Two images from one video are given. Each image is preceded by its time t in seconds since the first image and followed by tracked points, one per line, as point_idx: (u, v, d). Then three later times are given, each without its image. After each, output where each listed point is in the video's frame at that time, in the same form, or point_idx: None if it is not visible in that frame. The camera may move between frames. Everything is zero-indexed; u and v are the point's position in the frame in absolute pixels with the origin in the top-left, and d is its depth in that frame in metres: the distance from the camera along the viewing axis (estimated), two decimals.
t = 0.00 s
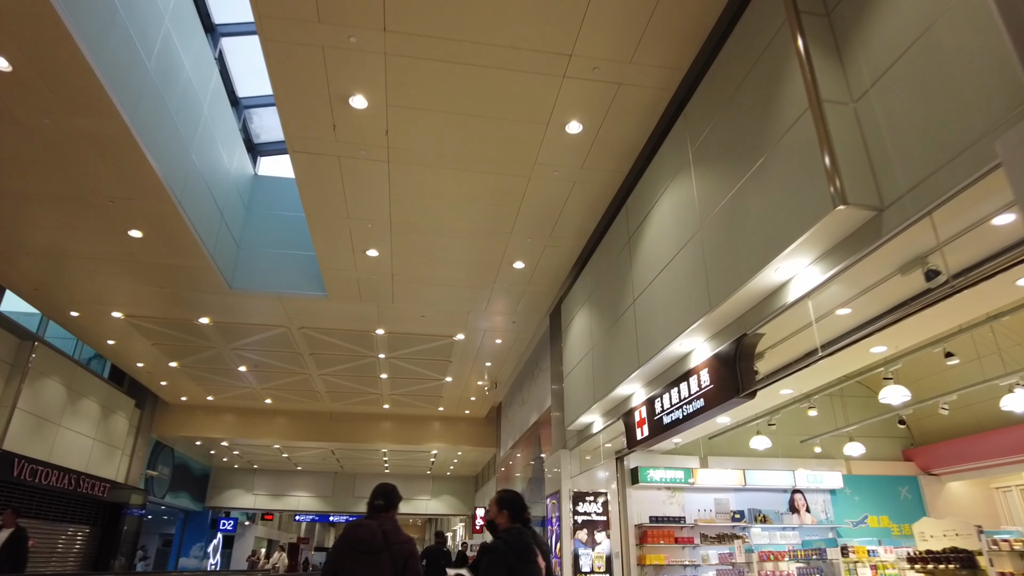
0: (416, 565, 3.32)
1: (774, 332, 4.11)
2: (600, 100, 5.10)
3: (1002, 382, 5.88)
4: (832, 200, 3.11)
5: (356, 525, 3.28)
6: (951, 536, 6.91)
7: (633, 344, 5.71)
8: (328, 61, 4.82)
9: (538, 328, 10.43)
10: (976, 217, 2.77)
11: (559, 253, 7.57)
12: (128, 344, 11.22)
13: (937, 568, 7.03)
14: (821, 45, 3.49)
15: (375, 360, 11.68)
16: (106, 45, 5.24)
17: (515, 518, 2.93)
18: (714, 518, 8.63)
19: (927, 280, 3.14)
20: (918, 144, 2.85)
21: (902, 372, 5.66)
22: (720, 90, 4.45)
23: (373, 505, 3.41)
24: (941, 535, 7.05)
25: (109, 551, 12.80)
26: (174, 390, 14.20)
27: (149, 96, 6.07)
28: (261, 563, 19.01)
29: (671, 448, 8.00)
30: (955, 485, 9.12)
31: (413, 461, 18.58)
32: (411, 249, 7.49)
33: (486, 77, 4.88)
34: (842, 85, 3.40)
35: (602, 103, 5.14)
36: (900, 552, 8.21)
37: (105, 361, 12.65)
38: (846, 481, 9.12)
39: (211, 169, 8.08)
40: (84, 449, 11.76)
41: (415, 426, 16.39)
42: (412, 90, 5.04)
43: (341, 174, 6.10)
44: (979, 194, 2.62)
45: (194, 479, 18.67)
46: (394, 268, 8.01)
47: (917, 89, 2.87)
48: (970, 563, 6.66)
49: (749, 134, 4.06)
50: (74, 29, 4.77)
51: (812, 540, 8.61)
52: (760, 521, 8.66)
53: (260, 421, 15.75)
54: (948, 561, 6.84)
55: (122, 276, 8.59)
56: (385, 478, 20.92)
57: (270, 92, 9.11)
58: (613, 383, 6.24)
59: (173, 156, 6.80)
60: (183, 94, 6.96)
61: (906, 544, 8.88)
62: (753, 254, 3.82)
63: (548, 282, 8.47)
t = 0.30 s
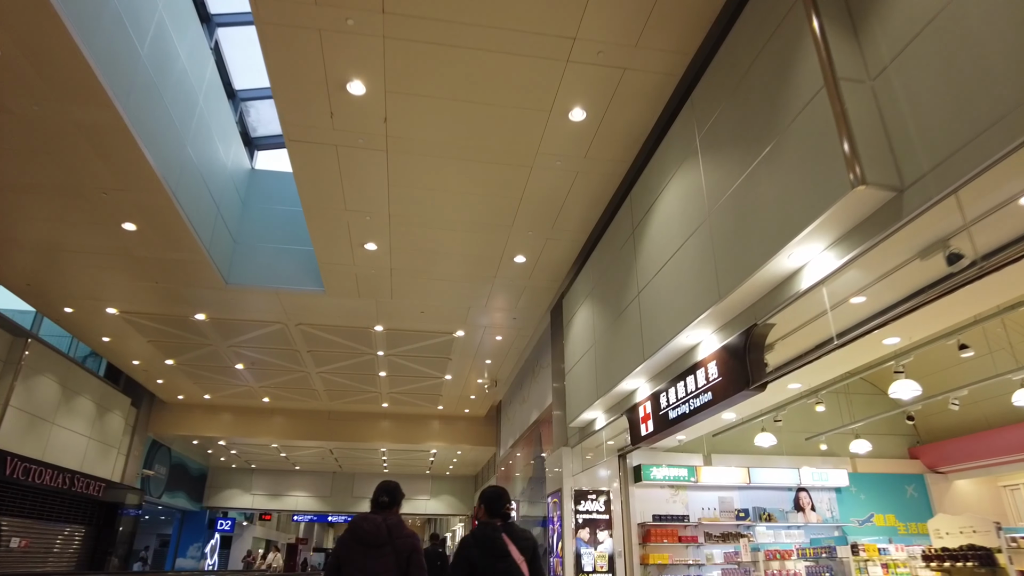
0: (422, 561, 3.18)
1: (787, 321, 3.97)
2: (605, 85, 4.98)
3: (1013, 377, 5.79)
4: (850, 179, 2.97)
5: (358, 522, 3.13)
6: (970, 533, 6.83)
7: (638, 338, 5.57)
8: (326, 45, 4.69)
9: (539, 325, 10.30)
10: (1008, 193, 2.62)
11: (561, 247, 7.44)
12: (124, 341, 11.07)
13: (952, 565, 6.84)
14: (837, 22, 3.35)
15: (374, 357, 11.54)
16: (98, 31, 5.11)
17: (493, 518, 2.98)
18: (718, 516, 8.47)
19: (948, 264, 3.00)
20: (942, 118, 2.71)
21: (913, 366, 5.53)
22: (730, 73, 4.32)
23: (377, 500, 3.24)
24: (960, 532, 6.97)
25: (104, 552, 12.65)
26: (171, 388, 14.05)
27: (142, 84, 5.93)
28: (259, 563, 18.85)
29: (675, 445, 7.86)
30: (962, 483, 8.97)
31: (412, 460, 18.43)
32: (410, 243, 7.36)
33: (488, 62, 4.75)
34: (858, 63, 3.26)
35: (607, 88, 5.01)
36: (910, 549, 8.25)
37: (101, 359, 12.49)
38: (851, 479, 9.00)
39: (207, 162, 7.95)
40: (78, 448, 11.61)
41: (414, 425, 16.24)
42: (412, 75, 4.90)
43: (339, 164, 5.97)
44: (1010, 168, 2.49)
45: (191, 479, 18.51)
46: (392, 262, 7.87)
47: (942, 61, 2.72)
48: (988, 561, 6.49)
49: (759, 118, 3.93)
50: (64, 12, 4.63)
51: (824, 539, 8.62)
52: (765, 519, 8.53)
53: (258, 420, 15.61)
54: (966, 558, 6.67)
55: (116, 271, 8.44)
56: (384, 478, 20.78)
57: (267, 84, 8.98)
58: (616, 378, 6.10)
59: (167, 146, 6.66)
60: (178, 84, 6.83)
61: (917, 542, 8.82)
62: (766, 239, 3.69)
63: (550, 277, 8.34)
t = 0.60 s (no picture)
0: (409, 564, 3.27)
1: (802, 312, 3.80)
2: (610, 69, 4.80)
3: None
4: (873, 159, 2.79)
5: (343, 529, 3.24)
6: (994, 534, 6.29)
7: (644, 332, 5.38)
8: (319, 27, 4.51)
9: (540, 322, 10.11)
10: None
11: (563, 241, 7.25)
12: (117, 339, 10.89)
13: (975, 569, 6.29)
14: None
15: (372, 355, 11.36)
16: (83, 14, 4.93)
17: (486, 524, 3.15)
18: (723, 516, 8.32)
19: (980, 249, 2.78)
20: (974, 90, 2.51)
21: (929, 361, 5.34)
22: (742, 54, 4.15)
23: (357, 509, 3.35)
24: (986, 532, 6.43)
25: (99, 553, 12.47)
26: (167, 387, 13.86)
27: (131, 71, 5.75)
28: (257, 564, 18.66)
29: (679, 444, 7.68)
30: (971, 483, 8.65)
31: (412, 460, 18.23)
32: (409, 236, 7.17)
33: (489, 44, 4.57)
34: (881, 37, 3.08)
35: (612, 72, 4.83)
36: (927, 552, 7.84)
37: (95, 358, 12.31)
38: (859, 478, 8.87)
39: (200, 155, 7.76)
40: (72, 448, 11.43)
41: (413, 424, 16.05)
42: (409, 59, 4.72)
43: (334, 154, 5.78)
44: None
45: (188, 479, 18.33)
46: (390, 257, 7.69)
47: (974, 29, 2.53)
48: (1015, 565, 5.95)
49: (773, 99, 3.75)
50: None
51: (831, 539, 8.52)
52: (771, 519, 8.35)
53: (255, 419, 15.43)
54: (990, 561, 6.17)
55: (108, 266, 8.26)
56: (383, 478, 20.59)
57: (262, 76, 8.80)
58: (621, 374, 5.92)
59: (157, 137, 6.48)
60: (169, 73, 6.65)
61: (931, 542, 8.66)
62: (782, 225, 3.52)
63: (551, 272, 8.15)
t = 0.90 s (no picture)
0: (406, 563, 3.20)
1: (822, 300, 3.64)
2: (619, 52, 4.64)
3: None
4: (903, 136, 2.62)
5: (343, 527, 3.20)
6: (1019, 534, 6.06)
7: (653, 324, 5.21)
8: (317, 9, 4.35)
9: (543, 317, 9.96)
10: None
11: (568, 233, 7.09)
12: (115, 336, 10.74)
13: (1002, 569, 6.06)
14: None
15: (373, 352, 11.21)
16: None
17: (482, 524, 3.30)
18: (731, 515, 8.16)
19: (1015, 230, 2.64)
20: (1012, 57, 2.32)
21: (946, 354, 5.18)
22: (757, 33, 3.98)
23: (354, 507, 3.27)
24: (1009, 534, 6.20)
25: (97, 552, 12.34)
26: (166, 385, 13.72)
27: (125, 57, 5.61)
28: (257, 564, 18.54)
29: (686, 441, 7.54)
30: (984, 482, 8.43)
31: (413, 458, 18.08)
32: (410, 228, 7.02)
33: (493, 26, 4.41)
34: (909, 7, 2.89)
35: (621, 56, 4.68)
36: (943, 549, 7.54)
37: (93, 355, 12.18)
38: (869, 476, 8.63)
39: (198, 147, 7.61)
40: (69, 446, 11.29)
41: (415, 422, 15.91)
42: (411, 42, 4.57)
43: (333, 142, 5.63)
44: None
45: (188, 478, 18.20)
46: (391, 250, 7.53)
47: None
48: None
49: (792, 77, 3.58)
50: None
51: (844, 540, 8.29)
52: (780, 518, 8.16)
53: (256, 418, 15.29)
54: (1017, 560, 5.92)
55: (104, 261, 8.11)
56: (384, 477, 20.44)
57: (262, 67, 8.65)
58: (628, 369, 5.76)
59: (153, 126, 6.34)
60: (164, 62, 6.49)
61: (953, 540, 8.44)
62: (801, 209, 3.35)
63: (555, 266, 7.99)
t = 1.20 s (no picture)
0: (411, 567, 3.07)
1: (848, 283, 3.47)
2: (631, 31, 4.49)
3: None
4: (946, 100, 2.46)
5: (354, 524, 3.05)
6: None
7: (666, 314, 5.04)
8: None
9: (549, 312, 9.80)
10: None
11: (575, 224, 6.93)
12: (115, 331, 10.61)
13: None
14: None
15: (376, 348, 11.06)
16: None
17: (474, 520, 3.31)
18: (742, 512, 8.01)
19: None
20: None
21: (970, 344, 5.02)
22: (778, 6, 3.82)
23: (365, 504, 3.11)
24: None
25: (98, 551, 12.21)
26: (167, 382, 13.59)
27: (121, 41, 5.47)
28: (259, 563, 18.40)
29: (697, 436, 7.38)
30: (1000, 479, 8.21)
31: (417, 457, 17.93)
32: (414, 219, 6.86)
33: (500, 3, 4.26)
34: None
35: (633, 34, 4.52)
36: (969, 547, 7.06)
37: (94, 352, 12.05)
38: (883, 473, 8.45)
39: (198, 136, 7.47)
40: (69, 443, 11.16)
41: (418, 420, 15.75)
42: (416, 20, 4.41)
43: (336, 127, 5.49)
44: None
45: (190, 476, 18.06)
46: (395, 242, 7.38)
47: None
48: None
49: (816, 49, 3.41)
50: None
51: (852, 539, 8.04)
52: (793, 515, 8.00)
53: (258, 415, 15.15)
54: None
55: (103, 254, 7.97)
56: (388, 475, 20.29)
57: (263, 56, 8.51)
58: (639, 361, 5.59)
59: (152, 113, 6.19)
60: (163, 47, 6.35)
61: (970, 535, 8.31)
62: (828, 185, 3.19)
63: (562, 259, 7.82)
